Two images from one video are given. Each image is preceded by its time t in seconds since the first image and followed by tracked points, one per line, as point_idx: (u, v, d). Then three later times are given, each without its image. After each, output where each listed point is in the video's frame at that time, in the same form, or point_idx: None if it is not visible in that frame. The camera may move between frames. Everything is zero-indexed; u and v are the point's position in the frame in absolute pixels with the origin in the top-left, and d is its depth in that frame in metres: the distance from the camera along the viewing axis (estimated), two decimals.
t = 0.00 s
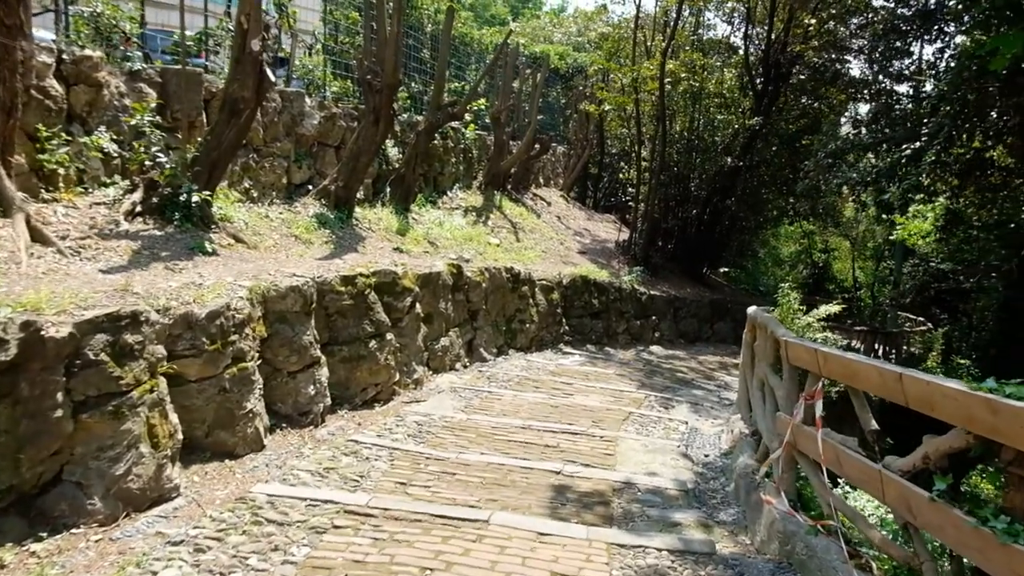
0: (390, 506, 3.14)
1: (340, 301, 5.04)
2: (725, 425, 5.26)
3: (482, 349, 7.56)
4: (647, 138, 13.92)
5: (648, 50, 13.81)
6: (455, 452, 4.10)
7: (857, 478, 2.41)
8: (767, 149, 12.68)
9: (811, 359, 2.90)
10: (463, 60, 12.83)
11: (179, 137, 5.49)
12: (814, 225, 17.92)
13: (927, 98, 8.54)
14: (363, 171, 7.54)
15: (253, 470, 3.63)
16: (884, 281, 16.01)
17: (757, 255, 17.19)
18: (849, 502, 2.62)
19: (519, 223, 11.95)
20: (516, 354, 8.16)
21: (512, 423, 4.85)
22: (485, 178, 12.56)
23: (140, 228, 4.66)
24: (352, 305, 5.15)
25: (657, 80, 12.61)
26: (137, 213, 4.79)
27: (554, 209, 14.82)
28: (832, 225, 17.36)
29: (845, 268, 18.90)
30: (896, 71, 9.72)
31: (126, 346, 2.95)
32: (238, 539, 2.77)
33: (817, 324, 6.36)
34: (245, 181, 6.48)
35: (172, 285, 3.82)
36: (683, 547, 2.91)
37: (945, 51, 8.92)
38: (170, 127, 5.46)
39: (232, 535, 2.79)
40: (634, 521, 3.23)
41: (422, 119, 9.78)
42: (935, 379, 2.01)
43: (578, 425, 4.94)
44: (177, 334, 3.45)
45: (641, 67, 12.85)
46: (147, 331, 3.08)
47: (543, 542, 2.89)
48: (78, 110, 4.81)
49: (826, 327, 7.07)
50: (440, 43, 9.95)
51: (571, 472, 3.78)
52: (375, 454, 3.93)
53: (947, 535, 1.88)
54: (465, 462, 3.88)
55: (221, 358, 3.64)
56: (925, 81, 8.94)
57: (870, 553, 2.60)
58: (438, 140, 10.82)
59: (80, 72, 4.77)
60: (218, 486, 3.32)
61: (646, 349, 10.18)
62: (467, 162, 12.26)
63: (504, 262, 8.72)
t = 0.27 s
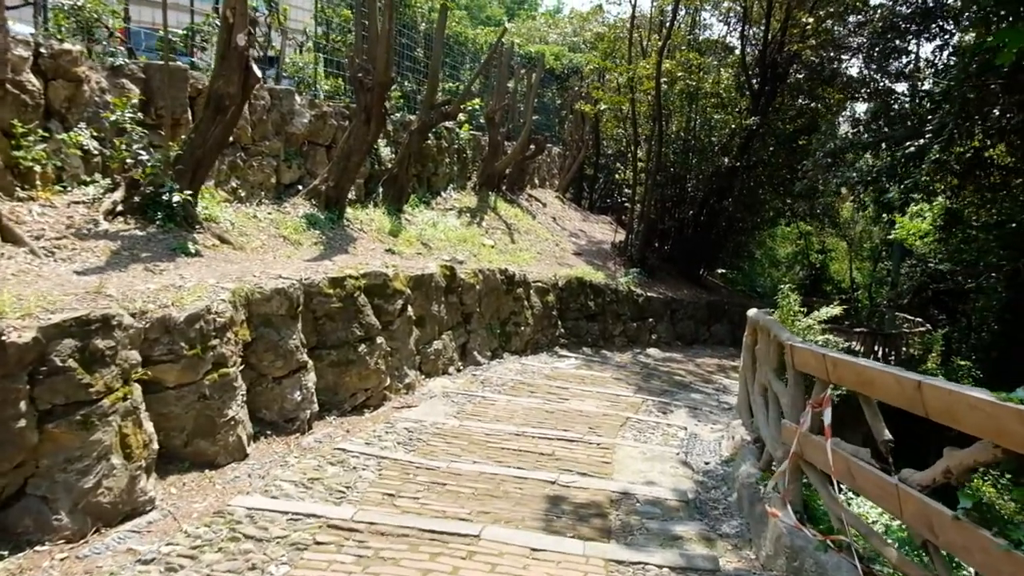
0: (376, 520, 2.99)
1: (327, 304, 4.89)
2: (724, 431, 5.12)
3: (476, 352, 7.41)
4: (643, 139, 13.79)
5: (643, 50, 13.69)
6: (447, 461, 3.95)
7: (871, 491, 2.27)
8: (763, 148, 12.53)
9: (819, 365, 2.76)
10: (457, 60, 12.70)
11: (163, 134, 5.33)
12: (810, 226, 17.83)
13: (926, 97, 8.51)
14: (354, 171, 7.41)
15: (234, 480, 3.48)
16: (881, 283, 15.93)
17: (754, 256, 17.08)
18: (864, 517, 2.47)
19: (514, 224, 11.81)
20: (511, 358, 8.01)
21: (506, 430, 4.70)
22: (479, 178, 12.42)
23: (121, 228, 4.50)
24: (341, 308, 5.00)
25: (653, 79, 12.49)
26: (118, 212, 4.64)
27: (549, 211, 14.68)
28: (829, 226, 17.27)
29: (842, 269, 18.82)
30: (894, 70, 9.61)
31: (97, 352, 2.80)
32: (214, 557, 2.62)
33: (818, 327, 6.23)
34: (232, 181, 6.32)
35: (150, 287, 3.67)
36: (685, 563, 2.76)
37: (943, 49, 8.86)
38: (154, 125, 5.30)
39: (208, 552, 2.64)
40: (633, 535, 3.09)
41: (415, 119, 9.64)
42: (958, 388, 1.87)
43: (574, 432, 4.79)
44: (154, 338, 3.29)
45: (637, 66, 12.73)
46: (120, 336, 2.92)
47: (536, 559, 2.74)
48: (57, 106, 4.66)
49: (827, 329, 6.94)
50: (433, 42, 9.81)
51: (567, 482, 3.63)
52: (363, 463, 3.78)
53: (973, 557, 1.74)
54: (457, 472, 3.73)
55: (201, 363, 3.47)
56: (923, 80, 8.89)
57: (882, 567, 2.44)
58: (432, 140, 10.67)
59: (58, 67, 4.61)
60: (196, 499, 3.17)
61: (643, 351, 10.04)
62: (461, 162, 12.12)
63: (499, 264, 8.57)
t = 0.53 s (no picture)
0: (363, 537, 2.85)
1: (318, 307, 4.73)
2: (728, 438, 4.97)
3: (472, 356, 7.25)
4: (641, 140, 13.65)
5: (641, 50, 13.55)
6: (441, 471, 3.79)
7: (895, 509, 2.12)
8: (763, 149, 12.43)
9: (836, 372, 2.60)
10: (453, 59, 12.56)
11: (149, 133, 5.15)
12: (809, 227, 17.71)
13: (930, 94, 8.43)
14: (348, 170, 7.26)
15: (218, 493, 3.31)
16: (881, 286, 15.81)
17: (753, 258, 16.95)
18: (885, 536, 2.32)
19: (511, 225, 11.65)
20: (508, 361, 7.85)
21: (503, 437, 4.54)
22: (476, 179, 12.27)
23: (103, 228, 4.34)
24: (332, 311, 4.83)
25: (652, 79, 12.35)
26: (100, 212, 4.47)
27: (546, 212, 14.53)
28: (828, 227, 17.14)
29: (841, 272, 18.71)
30: (896, 69, 9.49)
31: (68, 358, 2.64)
32: None
33: (823, 330, 6.09)
34: (221, 180, 6.15)
35: (130, 290, 3.50)
36: None
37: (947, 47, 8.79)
38: (140, 122, 5.13)
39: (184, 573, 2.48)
40: (637, 551, 2.93)
41: (410, 118, 9.48)
42: (996, 400, 1.73)
43: (573, 439, 4.63)
44: (131, 344, 3.13)
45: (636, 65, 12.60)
46: (94, 342, 2.76)
47: None
48: (37, 102, 4.49)
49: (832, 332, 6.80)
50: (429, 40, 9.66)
51: (567, 494, 3.47)
52: (353, 474, 3.62)
53: None
54: (451, 483, 3.57)
55: (183, 370, 3.31)
56: (926, 79, 8.79)
57: None
58: (427, 139, 10.51)
59: (37, 61, 4.46)
60: (176, 513, 3.00)
61: (642, 355, 9.89)
62: (457, 162, 11.96)
63: (496, 265, 8.41)
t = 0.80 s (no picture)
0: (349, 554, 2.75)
1: (310, 309, 4.57)
2: (731, 444, 4.82)
3: (468, 358, 7.09)
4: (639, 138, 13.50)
5: (639, 47, 13.42)
6: (435, 481, 3.64)
7: (924, 532, 1.97)
8: (762, 148, 12.36)
9: (853, 380, 2.46)
10: (449, 57, 12.40)
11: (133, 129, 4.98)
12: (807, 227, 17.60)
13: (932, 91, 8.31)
14: (341, 168, 7.11)
15: (199, 505, 3.15)
16: (879, 286, 15.71)
17: (751, 258, 16.83)
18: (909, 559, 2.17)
19: (508, 225, 11.50)
20: (505, 363, 7.69)
21: (499, 444, 4.38)
22: (472, 178, 12.12)
23: (84, 227, 4.18)
24: (323, 313, 4.67)
25: (650, 76, 12.19)
26: (81, 210, 4.32)
27: (543, 211, 14.38)
28: (827, 227, 17.03)
29: (839, 272, 18.60)
30: (898, 67, 9.38)
31: (34, 365, 2.47)
32: None
33: (828, 333, 5.96)
34: (210, 178, 5.98)
35: (109, 291, 3.34)
36: None
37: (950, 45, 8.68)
38: (124, 117, 4.96)
39: None
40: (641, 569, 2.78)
41: (405, 115, 9.31)
42: None
43: (572, 445, 4.48)
44: (107, 349, 2.97)
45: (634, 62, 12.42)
46: (64, 347, 2.61)
47: None
48: (15, 96, 4.33)
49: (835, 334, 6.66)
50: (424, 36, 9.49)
51: (566, 506, 3.32)
52: (342, 484, 3.46)
53: None
54: (445, 494, 3.42)
55: (162, 377, 3.14)
56: (929, 77, 8.66)
57: None
58: (422, 137, 10.36)
59: (16, 53, 4.30)
60: (154, 529, 2.85)
61: (641, 356, 9.75)
62: (453, 161, 11.81)
63: (492, 266, 8.25)
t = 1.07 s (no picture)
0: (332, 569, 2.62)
1: (296, 309, 4.41)
2: (732, 447, 4.67)
3: (461, 360, 6.93)
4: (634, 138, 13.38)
5: (634, 46, 13.31)
6: (425, 488, 3.48)
7: (953, 546, 1.81)
8: (759, 147, 12.33)
9: (867, 380, 2.31)
10: (443, 55, 12.26)
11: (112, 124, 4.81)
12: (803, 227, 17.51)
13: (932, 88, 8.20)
14: (331, 167, 6.95)
15: (176, 516, 2.99)
16: (876, 286, 15.62)
17: (747, 259, 16.74)
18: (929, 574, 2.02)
19: (502, 225, 11.35)
20: (499, 365, 7.54)
21: (493, 448, 4.22)
22: (466, 177, 11.98)
23: (58, 225, 4.03)
24: (309, 314, 4.50)
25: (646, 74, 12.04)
26: (55, 207, 4.17)
27: (538, 211, 14.24)
28: (823, 227, 16.93)
29: (835, 272, 18.51)
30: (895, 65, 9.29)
31: None
32: None
33: (829, 332, 5.82)
34: (195, 175, 5.83)
35: (80, 290, 3.18)
36: None
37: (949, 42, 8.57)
38: (103, 112, 4.78)
39: None
40: None
41: (397, 113, 9.16)
42: None
43: (568, 449, 4.32)
44: (74, 351, 2.82)
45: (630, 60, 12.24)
46: (24, 349, 2.48)
47: None
48: None
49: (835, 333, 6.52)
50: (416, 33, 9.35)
51: (563, 514, 3.17)
52: (327, 492, 3.30)
53: None
54: (436, 502, 3.26)
55: (136, 380, 2.98)
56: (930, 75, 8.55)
57: None
58: (415, 136, 10.21)
59: None
60: (124, 543, 2.69)
61: (637, 357, 9.60)
62: (446, 160, 11.67)
63: (486, 266, 8.10)
